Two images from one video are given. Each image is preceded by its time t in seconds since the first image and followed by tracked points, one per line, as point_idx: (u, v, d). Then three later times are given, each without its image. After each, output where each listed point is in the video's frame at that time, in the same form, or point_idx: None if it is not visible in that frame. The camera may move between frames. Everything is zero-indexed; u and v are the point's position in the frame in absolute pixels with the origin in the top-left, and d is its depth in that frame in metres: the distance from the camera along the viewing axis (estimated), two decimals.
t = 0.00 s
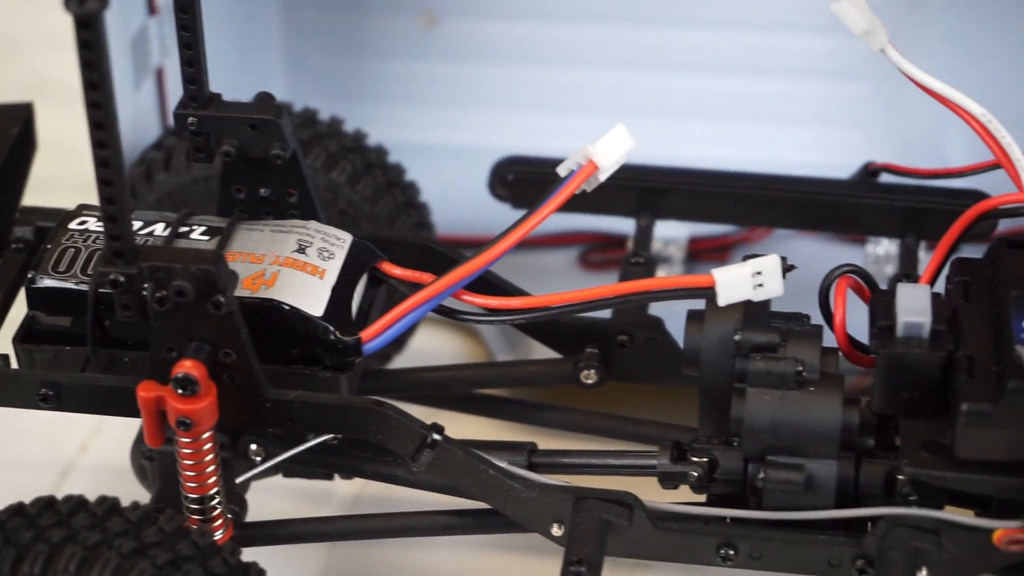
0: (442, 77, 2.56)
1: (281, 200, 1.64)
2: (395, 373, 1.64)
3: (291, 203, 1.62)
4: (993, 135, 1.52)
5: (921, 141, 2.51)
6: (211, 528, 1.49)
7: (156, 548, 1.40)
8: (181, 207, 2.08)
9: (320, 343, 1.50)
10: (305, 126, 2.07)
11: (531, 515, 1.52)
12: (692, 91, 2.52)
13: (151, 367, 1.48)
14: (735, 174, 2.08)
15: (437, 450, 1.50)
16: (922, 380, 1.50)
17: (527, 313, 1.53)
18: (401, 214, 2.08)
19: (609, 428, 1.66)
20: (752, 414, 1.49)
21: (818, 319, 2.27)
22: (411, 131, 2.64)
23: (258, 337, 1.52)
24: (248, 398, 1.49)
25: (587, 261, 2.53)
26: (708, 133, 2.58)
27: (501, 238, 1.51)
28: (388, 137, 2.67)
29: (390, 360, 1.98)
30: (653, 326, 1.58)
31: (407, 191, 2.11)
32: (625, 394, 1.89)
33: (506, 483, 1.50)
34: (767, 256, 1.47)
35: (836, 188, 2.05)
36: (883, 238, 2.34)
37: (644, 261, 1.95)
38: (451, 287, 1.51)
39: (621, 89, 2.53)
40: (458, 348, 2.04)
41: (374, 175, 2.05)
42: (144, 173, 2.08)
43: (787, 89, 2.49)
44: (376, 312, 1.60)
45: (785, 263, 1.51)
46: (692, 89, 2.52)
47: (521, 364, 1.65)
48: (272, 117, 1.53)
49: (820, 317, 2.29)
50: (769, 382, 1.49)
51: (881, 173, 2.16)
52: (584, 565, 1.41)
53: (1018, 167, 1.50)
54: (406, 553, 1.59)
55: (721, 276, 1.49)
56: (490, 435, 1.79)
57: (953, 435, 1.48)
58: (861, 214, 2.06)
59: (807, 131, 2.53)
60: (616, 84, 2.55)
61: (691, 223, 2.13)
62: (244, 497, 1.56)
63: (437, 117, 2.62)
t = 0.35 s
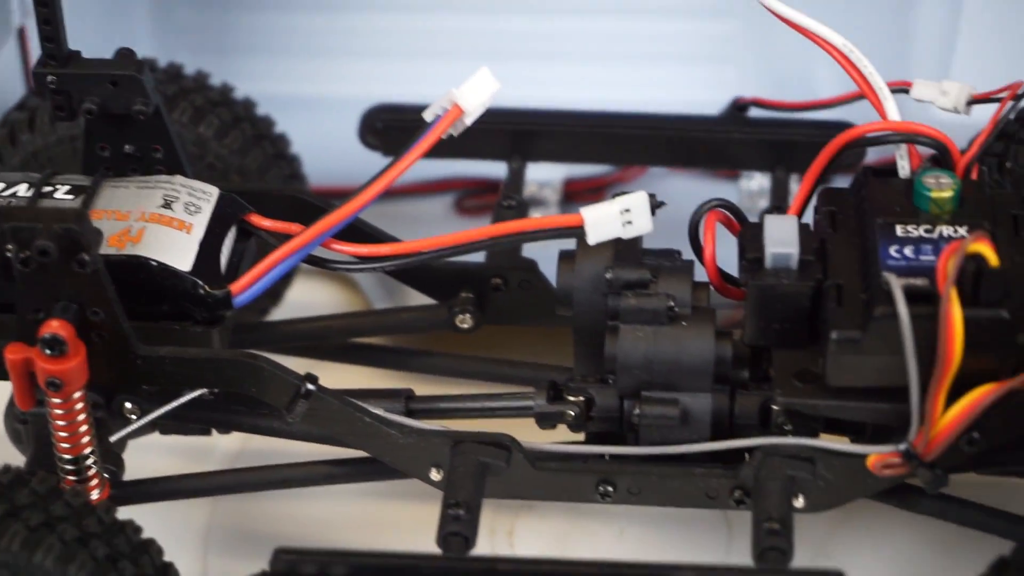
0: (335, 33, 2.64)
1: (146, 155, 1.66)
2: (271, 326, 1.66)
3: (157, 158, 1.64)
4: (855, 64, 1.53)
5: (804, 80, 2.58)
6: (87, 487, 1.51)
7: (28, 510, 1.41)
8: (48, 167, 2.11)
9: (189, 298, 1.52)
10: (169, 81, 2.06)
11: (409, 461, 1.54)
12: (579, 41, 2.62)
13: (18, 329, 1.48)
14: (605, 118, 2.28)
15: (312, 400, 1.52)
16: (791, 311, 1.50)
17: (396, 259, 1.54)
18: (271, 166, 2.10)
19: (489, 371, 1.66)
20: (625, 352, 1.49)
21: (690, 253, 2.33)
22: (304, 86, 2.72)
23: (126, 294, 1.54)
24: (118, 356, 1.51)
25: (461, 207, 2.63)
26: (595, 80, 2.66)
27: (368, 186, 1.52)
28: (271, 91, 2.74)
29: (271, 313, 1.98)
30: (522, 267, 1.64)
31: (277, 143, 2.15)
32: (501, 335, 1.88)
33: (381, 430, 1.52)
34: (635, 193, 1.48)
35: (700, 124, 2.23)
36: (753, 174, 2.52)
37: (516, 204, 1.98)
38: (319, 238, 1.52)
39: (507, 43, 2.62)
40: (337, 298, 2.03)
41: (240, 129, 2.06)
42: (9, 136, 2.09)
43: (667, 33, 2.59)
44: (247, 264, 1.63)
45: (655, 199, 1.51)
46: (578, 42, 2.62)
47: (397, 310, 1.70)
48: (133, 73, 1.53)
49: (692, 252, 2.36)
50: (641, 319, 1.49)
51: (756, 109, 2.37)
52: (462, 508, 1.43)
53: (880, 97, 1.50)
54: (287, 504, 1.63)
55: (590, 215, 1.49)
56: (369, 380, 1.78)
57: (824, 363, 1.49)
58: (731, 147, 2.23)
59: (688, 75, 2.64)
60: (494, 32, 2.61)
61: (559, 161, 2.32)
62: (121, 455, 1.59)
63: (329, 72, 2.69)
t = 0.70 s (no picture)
0: None
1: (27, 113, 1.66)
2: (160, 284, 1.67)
3: (38, 115, 1.64)
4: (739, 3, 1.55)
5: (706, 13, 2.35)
6: None
7: None
8: None
9: (74, 258, 1.50)
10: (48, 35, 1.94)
11: (303, 416, 1.52)
12: None
13: None
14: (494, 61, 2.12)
15: (202, 357, 1.49)
16: (678, 253, 1.50)
17: (284, 213, 1.52)
18: (156, 122, 2.04)
19: (379, 322, 1.68)
20: (516, 300, 1.47)
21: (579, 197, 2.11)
22: (174, 40, 2.42)
23: (10, 257, 1.51)
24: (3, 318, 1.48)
25: (352, 159, 2.25)
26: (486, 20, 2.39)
27: (252, 138, 1.49)
28: (138, 45, 2.42)
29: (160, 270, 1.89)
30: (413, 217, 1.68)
31: (162, 96, 2.07)
32: (400, 287, 1.85)
33: (274, 386, 1.50)
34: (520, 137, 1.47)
35: (591, 68, 2.08)
36: (645, 115, 2.18)
37: (404, 152, 1.91)
38: (205, 192, 1.49)
39: None
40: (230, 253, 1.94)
41: (126, 83, 1.99)
42: None
43: None
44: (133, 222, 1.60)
45: (543, 145, 1.50)
46: None
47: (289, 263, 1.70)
48: (8, 28, 1.52)
49: (581, 197, 2.13)
50: (530, 266, 1.48)
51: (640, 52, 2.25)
52: (358, 463, 1.42)
53: (764, 35, 1.53)
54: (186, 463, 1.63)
55: (475, 162, 1.48)
56: (268, 337, 1.77)
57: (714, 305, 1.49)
58: (616, 91, 2.08)
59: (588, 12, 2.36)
60: None
61: (451, 109, 2.16)
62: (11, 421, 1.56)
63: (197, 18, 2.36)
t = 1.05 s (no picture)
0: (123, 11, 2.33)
1: None
2: (80, 315, 1.67)
3: None
4: (646, 24, 1.61)
5: (620, 34, 2.35)
6: None
7: None
8: None
9: None
10: None
11: (223, 445, 1.51)
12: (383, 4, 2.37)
13: None
14: (409, 84, 2.06)
15: (120, 388, 1.48)
16: (594, 273, 1.51)
17: (199, 241, 1.54)
18: (72, 152, 2.02)
19: (301, 349, 1.69)
20: (433, 323, 1.47)
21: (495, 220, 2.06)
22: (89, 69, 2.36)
23: None
24: None
25: (269, 185, 2.19)
26: (404, 44, 2.38)
27: (165, 168, 1.50)
28: (54, 75, 2.35)
29: (81, 300, 1.89)
30: (329, 243, 1.71)
31: (78, 127, 2.05)
32: (318, 312, 1.85)
33: (194, 416, 1.49)
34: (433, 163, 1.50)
35: (508, 90, 2.04)
36: (563, 136, 2.15)
37: (324, 178, 1.96)
38: (120, 222, 1.49)
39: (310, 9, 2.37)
40: (150, 281, 1.95)
41: (38, 115, 1.96)
42: None
43: None
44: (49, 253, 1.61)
45: (457, 169, 1.54)
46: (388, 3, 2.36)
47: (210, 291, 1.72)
48: None
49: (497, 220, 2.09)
50: (448, 289, 1.48)
51: (554, 73, 2.28)
52: (278, 490, 1.41)
53: (672, 55, 1.58)
54: (110, 494, 1.62)
55: (389, 188, 1.52)
56: (195, 366, 1.78)
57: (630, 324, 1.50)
58: (532, 113, 2.05)
59: (505, 35, 2.37)
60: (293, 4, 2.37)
61: (369, 133, 2.09)
62: None
63: (119, 49, 2.36)
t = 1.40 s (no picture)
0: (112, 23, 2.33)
1: None
2: (69, 325, 1.67)
3: None
4: (634, 34, 1.60)
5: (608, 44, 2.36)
6: None
7: None
8: None
9: None
10: None
11: (213, 455, 1.51)
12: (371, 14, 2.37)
13: None
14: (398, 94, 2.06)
15: (110, 398, 1.48)
16: (583, 282, 1.51)
17: (189, 251, 1.54)
18: (61, 162, 2.02)
19: (291, 358, 1.69)
20: (423, 332, 1.48)
21: (484, 230, 2.06)
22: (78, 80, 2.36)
23: None
24: None
25: (260, 196, 2.19)
26: (392, 54, 2.38)
27: (154, 179, 1.51)
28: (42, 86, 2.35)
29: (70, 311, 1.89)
30: (317, 252, 1.71)
31: (67, 138, 2.05)
32: (308, 322, 1.85)
33: (184, 425, 1.49)
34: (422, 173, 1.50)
35: (497, 100, 2.04)
36: (551, 146, 2.16)
37: (312, 188, 1.97)
38: (109, 232, 1.50)
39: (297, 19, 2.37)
40: (140, 292, 1.95)
41: (28, 125, 1.96)
42: None
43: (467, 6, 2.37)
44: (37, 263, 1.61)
45: (446, 179, 1.54)
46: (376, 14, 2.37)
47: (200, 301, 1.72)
48: None
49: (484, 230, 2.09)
50: (436, 299, 1.48)
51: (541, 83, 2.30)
52: (269, 499, 1.42)
53: (660, 65, 1.58)
54: (99, 505, 1.62)
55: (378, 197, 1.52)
56: (184, 375, 1.77)
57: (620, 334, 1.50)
58: (521, 123, 2.05)
59: (493, 45, 2.38)
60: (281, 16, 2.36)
61: (359, 143, 2.09)
62: None
63: (106, 59, 2.36)
